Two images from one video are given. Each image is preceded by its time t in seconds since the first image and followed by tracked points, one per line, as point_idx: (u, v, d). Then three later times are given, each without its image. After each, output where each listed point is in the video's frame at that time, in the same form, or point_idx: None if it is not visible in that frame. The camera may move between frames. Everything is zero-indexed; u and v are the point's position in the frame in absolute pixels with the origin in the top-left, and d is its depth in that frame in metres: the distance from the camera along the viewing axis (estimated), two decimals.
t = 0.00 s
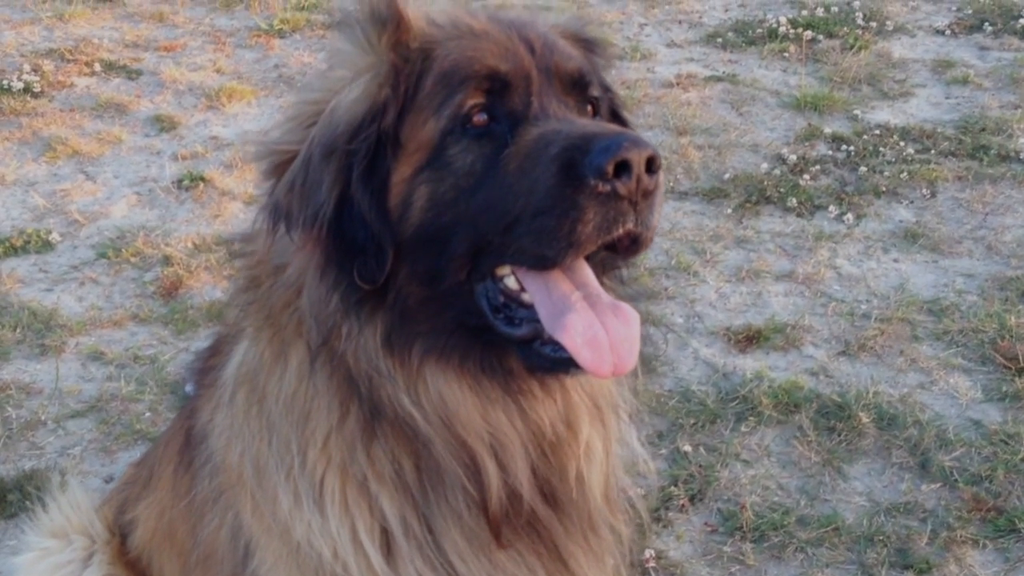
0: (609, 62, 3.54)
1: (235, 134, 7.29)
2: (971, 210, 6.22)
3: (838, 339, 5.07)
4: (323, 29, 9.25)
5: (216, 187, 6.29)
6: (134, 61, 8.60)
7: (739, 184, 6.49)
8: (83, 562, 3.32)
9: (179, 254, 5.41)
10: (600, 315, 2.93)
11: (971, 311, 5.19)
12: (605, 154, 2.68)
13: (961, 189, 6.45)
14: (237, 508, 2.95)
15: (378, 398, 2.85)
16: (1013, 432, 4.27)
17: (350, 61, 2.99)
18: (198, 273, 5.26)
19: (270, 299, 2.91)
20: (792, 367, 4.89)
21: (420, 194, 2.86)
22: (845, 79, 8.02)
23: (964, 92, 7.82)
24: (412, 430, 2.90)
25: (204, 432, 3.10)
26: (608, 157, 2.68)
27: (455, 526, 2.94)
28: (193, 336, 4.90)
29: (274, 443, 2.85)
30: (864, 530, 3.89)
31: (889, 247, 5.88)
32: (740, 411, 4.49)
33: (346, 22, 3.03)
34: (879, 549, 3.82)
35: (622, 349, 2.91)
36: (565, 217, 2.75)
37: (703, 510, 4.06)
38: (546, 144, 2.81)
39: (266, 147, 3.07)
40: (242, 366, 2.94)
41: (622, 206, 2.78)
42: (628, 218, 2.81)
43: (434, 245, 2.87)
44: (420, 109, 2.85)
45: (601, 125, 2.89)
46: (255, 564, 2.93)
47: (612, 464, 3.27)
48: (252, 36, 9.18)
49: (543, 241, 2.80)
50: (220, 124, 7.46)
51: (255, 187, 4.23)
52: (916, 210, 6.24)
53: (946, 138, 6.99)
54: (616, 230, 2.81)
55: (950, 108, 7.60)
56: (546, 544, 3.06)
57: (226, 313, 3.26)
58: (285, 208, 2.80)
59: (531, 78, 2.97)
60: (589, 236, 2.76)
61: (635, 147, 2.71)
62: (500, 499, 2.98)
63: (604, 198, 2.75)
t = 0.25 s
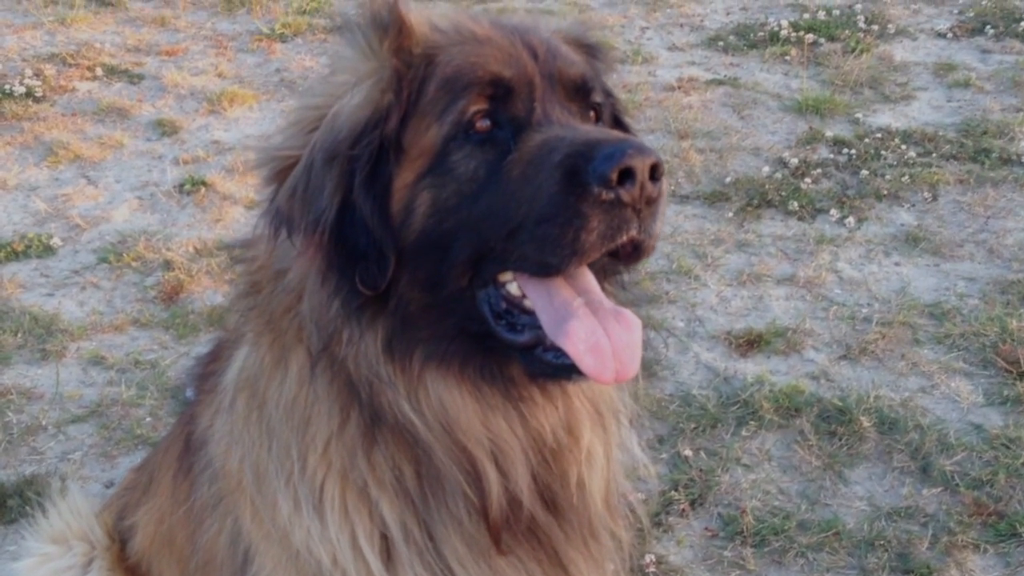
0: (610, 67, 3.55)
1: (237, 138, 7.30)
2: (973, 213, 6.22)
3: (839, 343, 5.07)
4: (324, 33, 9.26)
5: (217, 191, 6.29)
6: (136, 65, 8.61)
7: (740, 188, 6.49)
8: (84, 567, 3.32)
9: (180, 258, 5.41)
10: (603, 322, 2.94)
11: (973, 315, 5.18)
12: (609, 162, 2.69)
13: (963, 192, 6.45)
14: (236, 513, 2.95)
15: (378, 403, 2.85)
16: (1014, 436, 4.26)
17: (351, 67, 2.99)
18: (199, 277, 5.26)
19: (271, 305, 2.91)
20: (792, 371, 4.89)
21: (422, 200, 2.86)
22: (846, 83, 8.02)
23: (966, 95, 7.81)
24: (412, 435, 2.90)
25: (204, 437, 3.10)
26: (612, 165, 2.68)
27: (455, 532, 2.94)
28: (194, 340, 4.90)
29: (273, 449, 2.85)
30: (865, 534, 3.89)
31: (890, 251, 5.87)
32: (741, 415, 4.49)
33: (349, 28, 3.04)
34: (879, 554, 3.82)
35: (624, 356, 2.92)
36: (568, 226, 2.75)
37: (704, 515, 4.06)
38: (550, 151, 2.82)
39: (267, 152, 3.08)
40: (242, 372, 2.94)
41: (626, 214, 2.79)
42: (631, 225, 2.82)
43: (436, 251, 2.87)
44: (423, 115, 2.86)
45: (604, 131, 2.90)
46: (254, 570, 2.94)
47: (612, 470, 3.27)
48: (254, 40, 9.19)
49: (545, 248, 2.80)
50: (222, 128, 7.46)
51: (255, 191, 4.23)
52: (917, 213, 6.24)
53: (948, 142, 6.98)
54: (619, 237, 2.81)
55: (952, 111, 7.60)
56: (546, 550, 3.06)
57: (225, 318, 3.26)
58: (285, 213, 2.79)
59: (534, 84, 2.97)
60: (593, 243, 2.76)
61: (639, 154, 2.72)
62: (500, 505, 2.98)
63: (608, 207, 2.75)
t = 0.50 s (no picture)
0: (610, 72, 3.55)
1: (235, 141, 7.30)
2: (971, 217, 6.22)
3: (837, 347, 5.07)
4: (323, 36, 9.26)
5: (216, 195, 6.29)
6: (135, 68, 8.61)
7: (739, 192, 6.49)
8: (80, 572, 3.31)
9: (179, 262, 5.41)
10: (604, 327, 2.95)
11: (971, 319, 5.18)
12: (612, 167, 2.69)
13: (961, 197, 6.45)
14: (234, 518, 2.94)
15: (378, 407, 2.84)
16: (1012, 441, 4.26)
17: (352, 72, 2.99)
18: (197, 281, 5.26)
19: (270, 309, 2.90)
20: (791, 375, 4.88)
21: (423, 205, 2.85)
22: (845, 87, 8.03)
23: (965, 100, 7.82)
24: (412, 440, 2.89)
25: (202, 441, 3.10)
26: (615, 170, 2.68)
27: (455, 537, 2.93)
28: (192, 344, 4.90)
29: (272, 454, 2.85)
30: (863, 539, 3.89)
31: (889, 255, 5.87)
32: (739, 419, 4.48)
33: (350, 33, 3.05)
34: (878, 558, 3.82)
35: (625, 361, 2.92)
36: (571, 231, 2.75)
37: (703, 519, 4.05)
38: (552, 156, 2.81)
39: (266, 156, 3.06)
40: (240, 376, 2.93)
41: (628, 220, 2.79)
42: (633, 231, 2.82)
43: (437, 256, 2.86)
44: (424, 119, 2.85)
45: (606, 137, 2.90)
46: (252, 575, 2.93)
47: (612, 474, 3.26)
48: (253, 43, 9.19)
49: (547, 253, 2.79)
50: (220, 131, 7.46)
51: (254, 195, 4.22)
52: (916, 218, 6.24)
53: (946, 146, 6.99)
54: (621, 243, 2.81)
55: (951, 116, 7.60)
56: (545, 555, 3.06)
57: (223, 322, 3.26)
58: (286, 217, 2.79)
59: (536, 89, 2.97)
60: (595, 249, 2.76)
61: (642, 160, 2.71)
62: (500, 510, 2.98)
63: (611, 212, 2.76)
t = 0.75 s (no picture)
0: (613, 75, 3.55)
1: (237, 143, 7.30)
2: (974, 220, 6.21)
3: (839, 350, 5.06)
4: (326, 38, 9.27)
5: (218, 197, 6.29)
6: (137, 70, 8.62)
7: (740, 195, 6.49)
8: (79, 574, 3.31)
9: (180, 264, 5.41)
10: (609, 332, 2.95)
11: (973, 322, 5.18)
12: (619, 172, 2.69)
13: (963, 199, 6.44)
14: (236, 520, 2.94)
15: (381, 411, 2.84)
16: (1014, 445, 4.25)
17: (355, 75, 2.98)
18: (199, 283, 5.26)
19: (272, 311, 2.90)
20: (792, 378, 4.88)
21: (427, 208, 2.85)
22: (847, 90, 8.02)
23: (967, 102, 7.81)
24: (414, 443, 2.89)
25: (203, 444, 3.09)
26: (622, 175, 2.68)
27: (457, 541, 2.93)
28: (194, 346, 4.90)
29: (274, 457, 2.85)
30: (865, 542, 3.88)
31: (891, 258, 5.87)
32: (741, 422, 4.48)
33: (353, 37, 3.05)
34: (879, 562, 3.81)
35: (630, 366, 2.92)
36: (577, 236, 2.75)
37: (704, 522, 4.05)
38: (558, 161, 2.81)
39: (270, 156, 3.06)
40: (242, 379, 2.93)
41: (635, 224, 2.79)
42: (640, 236, 2.82)
43: (441, 259, 2.86)
44: (429, 122, 2.85)
45: (612, 141, 2.90)
46: None
47: (613, 478, 3.26)
48: (256, 45, 9.19)
49: (552, 257, 2.79)
50: (223, 133, 7.46)
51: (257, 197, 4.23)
52: (918, 220, 6.23)
53: (949, 148, 6.98)
54: (627, 248, 2.81)
55: (953, 118, 7.60)
56: (547, 559, 3.06)
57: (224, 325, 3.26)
58: (288, 219, 2.76)
59: (541, 93, 2.97)
60: (601, 253, 2.76)
61: (648, 165, 2.71)
62: (502, 514, 2.98)
63: (618, 217, 2.76)
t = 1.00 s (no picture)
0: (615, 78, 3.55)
1: (239, 144, 7.30)
2: (975, 222, 6.21)
3: (840, 352, 5.06)
4: (327, 39, 9.27)
5: (219, 198, 6.29)
6: (139, 71, 8.62)
7: (742, 197, 6.48)
8: None
9: (182, 265, 5.41)
10: (612, 335, 2.96)
11: (975, 324, 5.17)
12: (624, 175, 2.70)
13: (965, 201, 6.43)
14: (235, 521, 2.94)
15: (382, 413, 2.84)
16: (1016, 447, 4.24)
17: (358, 76, 2.98)
18: (200, 284, 5.26)
19: (272, 312, 2.90)
20: (794, 380, 4.87)
21: (430, 210, 2.85)
22: (849, 91, 8.01)
23: (969, 104, 7.80)
24: (415, 445, 2.89)
25: (202, 445, 3.09)
26: (627, 178, 2.69)
27: (457, 543, 2.93)
28: (195, 347, 4.91)
29: (274, 458, 2.84)
30: (865, 545, 3.88)
31: (892, 259, 5.86)
32: (742, 424, 4.48)
33: (356, 38, 3.04)
34: (880, 564, 3.81)
35: (633, 369, 2.92)
36: (582, 238, 2.75)
37: (704, 524, 4.05)
38: (562, 163, 2.81)
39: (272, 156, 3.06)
40: (242, 380, 2.93)
41: (639, 227, 2.79)
42: (644, 239, 2.83)
43: (443, 261, 2.86)
44: (433, 123, 2.85)
45: (616, 144, 2.91)
46: None
47: (614, 481, 3.26)
48: (257, 46, 9.19)
49: (556, 259, 2.79)
50: (224, 134, 7.46)
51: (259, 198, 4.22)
52: (920, 222, 6.23)
53: (950, 150, 6.97)
54: (631, 251, 2.82)
55: (955, 120, 7.59)
56: (547, 562, 3.05)
57: (224, 326, 3.25)
58: (290, 219, 2.74)
59: (545, 95, 2.98)
60: (605, 255, 2.76)
61: (653, 167, 2.74)
62: (502, 516, 2.98)
63: (622, 219, 2.76)
